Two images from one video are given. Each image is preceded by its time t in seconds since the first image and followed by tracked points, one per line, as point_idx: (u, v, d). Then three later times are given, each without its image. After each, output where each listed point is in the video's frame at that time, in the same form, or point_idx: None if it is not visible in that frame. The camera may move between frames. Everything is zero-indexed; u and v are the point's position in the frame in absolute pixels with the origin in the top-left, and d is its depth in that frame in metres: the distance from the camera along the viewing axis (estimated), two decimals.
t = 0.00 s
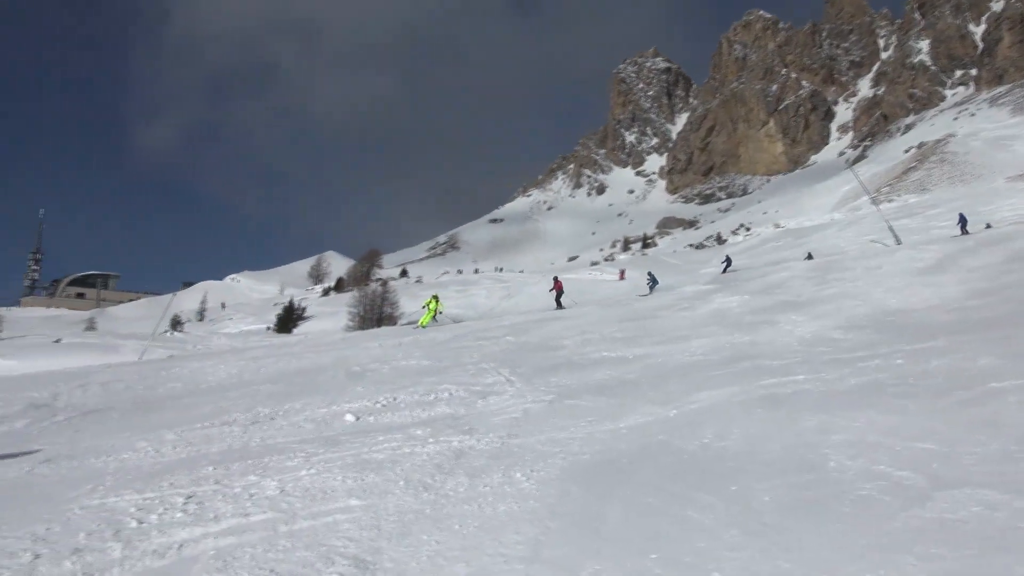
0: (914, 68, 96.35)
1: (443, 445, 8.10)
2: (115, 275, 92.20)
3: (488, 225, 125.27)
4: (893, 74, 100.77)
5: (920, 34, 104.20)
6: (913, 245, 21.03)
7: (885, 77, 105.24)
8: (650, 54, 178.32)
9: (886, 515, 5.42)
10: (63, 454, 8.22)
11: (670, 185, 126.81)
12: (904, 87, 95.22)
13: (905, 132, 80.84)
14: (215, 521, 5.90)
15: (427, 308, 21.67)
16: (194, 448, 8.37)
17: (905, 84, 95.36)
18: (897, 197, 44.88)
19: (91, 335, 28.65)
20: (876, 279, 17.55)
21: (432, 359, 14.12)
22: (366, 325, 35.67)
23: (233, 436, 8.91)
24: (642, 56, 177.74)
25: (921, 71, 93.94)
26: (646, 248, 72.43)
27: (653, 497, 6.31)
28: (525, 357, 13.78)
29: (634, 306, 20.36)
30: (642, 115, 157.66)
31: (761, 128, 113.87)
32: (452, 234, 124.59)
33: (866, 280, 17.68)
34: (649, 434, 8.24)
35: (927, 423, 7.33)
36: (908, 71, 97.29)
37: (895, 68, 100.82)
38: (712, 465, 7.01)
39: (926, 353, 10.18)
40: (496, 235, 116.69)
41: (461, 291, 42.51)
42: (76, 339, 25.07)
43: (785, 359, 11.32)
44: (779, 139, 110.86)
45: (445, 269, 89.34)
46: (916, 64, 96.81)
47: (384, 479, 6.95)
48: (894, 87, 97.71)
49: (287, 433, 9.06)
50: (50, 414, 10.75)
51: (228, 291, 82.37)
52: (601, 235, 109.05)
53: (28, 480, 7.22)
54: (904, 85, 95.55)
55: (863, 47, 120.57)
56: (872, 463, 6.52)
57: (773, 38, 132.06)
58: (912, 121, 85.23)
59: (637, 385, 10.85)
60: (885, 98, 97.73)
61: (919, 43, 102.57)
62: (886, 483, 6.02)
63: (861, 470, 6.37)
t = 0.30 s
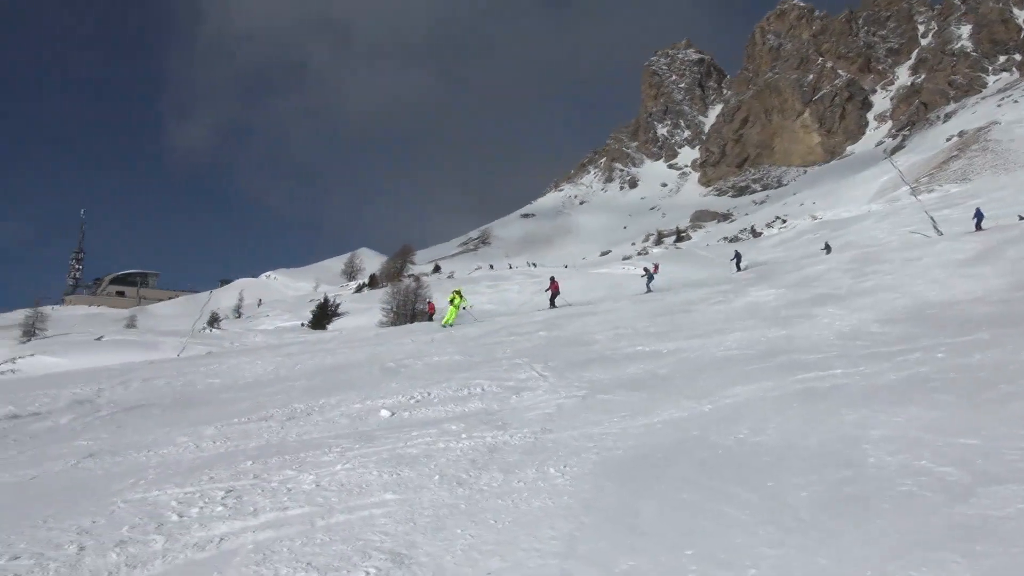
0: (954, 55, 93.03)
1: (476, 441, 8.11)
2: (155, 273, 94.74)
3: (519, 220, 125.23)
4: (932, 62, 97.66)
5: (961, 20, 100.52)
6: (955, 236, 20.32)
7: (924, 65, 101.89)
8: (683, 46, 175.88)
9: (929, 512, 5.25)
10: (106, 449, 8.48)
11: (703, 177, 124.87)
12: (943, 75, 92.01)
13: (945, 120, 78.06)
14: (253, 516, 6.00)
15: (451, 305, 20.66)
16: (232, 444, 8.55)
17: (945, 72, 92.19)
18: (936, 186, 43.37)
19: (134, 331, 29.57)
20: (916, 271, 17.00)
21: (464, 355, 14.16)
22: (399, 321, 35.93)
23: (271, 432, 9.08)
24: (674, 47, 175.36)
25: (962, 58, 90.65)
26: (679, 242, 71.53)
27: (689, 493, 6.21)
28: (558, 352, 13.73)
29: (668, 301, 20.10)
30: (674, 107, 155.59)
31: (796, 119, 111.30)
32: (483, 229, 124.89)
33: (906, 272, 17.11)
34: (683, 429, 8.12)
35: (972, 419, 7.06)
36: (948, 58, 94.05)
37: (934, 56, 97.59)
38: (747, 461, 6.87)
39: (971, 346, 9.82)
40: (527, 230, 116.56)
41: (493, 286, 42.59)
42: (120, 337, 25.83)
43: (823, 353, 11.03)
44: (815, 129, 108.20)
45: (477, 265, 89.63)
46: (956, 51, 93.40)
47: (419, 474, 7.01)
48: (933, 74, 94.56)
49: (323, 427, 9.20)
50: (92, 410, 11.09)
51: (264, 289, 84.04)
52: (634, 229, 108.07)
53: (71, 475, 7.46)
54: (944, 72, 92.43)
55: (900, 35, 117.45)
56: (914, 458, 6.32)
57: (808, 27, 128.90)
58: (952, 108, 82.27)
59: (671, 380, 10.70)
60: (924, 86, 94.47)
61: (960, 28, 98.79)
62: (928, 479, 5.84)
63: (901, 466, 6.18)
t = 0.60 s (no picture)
0: (997, 42, 89.43)
1: (510, 437, 8.12)
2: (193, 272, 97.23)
3: (551, 216, 124.88)
4: (974, 49, 94.27)
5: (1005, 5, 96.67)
6: (1000, 227, 19.52)
7: (966, 53, 98.35)
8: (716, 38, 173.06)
9: (974, 513, 5.08)
10: (149, 444, 8.74)
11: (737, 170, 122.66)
12: (986, 62, 88.60)
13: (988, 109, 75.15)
14: (290, 510, 6.11)
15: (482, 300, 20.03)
16: (270, 439, 8.73)
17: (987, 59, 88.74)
18: (979, 176, 41.83)
19: (177, 330, 30.44)
20: (958, 263, 16.40)
21: (497, 351, 14.17)
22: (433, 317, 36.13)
23: (306, 427, 9.22)
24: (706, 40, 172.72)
25: (1006, 44, 87.05)
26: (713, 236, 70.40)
27: (725, 489, 6.11)
28: (590, 347, 13.66)
29: (703, 295, 19.80)
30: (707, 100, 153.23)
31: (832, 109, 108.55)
32: (516, 226, 124.90)
33: (947, 265, 16.51)
34: (719, 425, 7.97)
35: (1019, 416, 6.79)
36: (990, 44, 90.67)
37: (976, 43, 94.15)
38: (783, 456, 6.72)
39: (1019, 341, 9.41)
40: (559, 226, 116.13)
41: (525, 283, 42.59)
42: (161, 334, 26.58)
43: (862, 347, 10.73)
44: (852, 120, 105.36)
45: (509, 261, 89.81)
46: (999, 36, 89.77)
47: (453, 470, 7.03)
48: (975, 62, 91.14)
49: (359, 423, 9.31)
50: (134, 406, 11.43)
51: (299, 286, 85.57)
52: (666, 223, 106.75)
53: (115, 470, 7.70)
54: (987, 59, 89.01)
55: (940, 22, 113.76)
56: (957, 454, 6.12)
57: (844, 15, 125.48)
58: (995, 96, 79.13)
59: (707, 375, 10.55)
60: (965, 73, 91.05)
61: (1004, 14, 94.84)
62: (971, 477, 5.66)
63: (944, 463, 5.99)
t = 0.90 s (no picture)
0: None
1: (544, 433, 8.10)
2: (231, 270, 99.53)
3: (584, 212, 124.18)
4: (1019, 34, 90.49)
5: None
6: None
7: (1012, 38, 94.51)
8: (750, 30, 169.88)
9: None
10: (189, 440, 8.96)
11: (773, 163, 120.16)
12: None
13: None
14: (327, 505, 6.20)
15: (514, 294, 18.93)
16: (307, 435, 8.88)
17: None
18: None
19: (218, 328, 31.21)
20: (1004, 256, 15.77)
21: (530, 348, 14.14)
22: (465, 314, 36.36)
23: (343, 423, 9.36)
24: (741, 31, 169.66)
25: None
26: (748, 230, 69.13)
27: (763, 485, 5.99)
28: (625, 343, 13.54)
29: (738, 290, 19.46)
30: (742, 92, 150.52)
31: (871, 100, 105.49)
32: (548, 222, 124.55)
33: (994, 258, 15.88)
34: (755, 421, 7.83)
35: None
36: None
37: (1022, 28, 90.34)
38: (823, 453, 6.56)
39: None
40: (591, 222, 115.41)
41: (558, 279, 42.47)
42: (201, 333, 27.23)
43: (903, 342, 10.40)
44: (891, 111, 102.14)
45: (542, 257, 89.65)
46: None
47: (488, 466, 7.05)
48: (1019, 48, 87.33)
49: (395, 420, 9.41)
50: (175, 403, 11.74)
51: (333, 284, 86.87)
52: (701, 218, 105.16)
53: (158, 464, 7.92)
54: None
55: (984, 7, 109.54)
56: (1005, 453, 5.91)
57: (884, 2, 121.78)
58: None
59: (743, 371, 10.36)
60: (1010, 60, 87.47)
61: None
62: (1020, 476, 5.47)
63: (991, 461, 5.79)
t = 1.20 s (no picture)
0: None
1: (580, 429, 8.06)
2: (269, 269, 101.67)
3: (618, 207, 123.07)
4: None
5: None
6: None
7: None
8: (787, 20, 166.30)
9: None
10: (230, 436, 9.18)
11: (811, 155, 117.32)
12: None
13: None
14: (366, 500, 6.29)
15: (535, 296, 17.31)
16: (344, 431, 9.00)
17: None
18: None
19: (258, 326, 31.89)
20: None
21: (566, 344, 14.09)
22: (499, 310, 36.43)
23: (380, 420, 9.47)
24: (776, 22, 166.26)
25: None
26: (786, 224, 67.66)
27: (803, 483, 5.83)
28: (661, 339, 13.37)
29: (775, 285, 19.02)
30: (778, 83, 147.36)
31: (912, 89, 102.07)
32: (582, 218, 123.82)
33: None
34: (795, 418, 7.64)
35: None
36: None
37: None
38: (866, 450, 6.36)
39: None
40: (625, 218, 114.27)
41: (592, 275, 42.23)
42: (240, 331, 27.85)
43: (949, 336, 10.02)
44: (933, 100, 98.57)
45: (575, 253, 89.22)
46: None
47: (524, 462, 7.04)
48: None
49: (430, 416, 9.48)
50: (216, 399, 12.04)
51: (369, 282, 88.05)
52: (738, 212, 103.19)
53: (200, 460, 8.14)
54: None
55: None
56: None
57: None
58: None
59: (782, 366, 10.14)
60: None
61: None
62: None
63: None
